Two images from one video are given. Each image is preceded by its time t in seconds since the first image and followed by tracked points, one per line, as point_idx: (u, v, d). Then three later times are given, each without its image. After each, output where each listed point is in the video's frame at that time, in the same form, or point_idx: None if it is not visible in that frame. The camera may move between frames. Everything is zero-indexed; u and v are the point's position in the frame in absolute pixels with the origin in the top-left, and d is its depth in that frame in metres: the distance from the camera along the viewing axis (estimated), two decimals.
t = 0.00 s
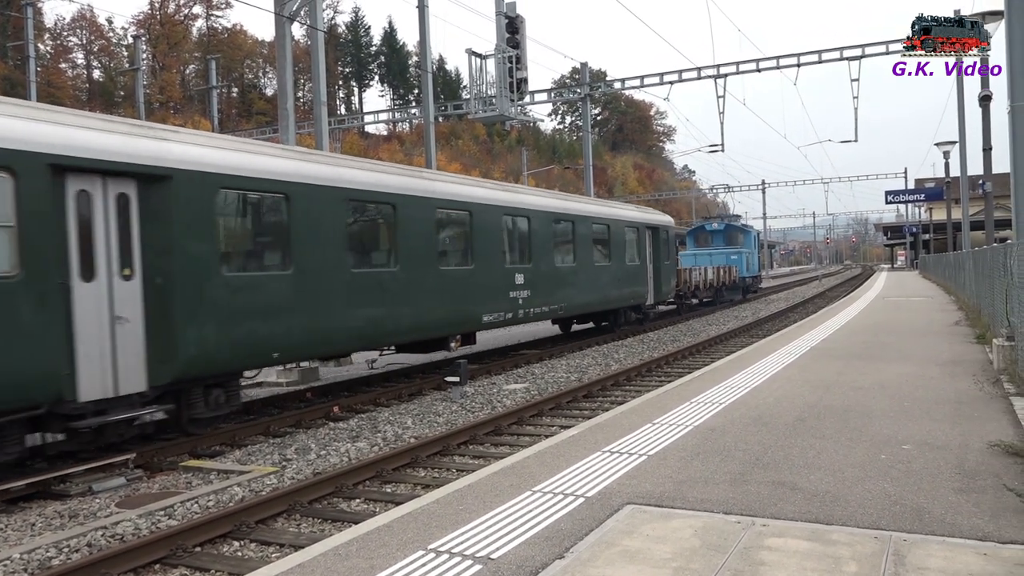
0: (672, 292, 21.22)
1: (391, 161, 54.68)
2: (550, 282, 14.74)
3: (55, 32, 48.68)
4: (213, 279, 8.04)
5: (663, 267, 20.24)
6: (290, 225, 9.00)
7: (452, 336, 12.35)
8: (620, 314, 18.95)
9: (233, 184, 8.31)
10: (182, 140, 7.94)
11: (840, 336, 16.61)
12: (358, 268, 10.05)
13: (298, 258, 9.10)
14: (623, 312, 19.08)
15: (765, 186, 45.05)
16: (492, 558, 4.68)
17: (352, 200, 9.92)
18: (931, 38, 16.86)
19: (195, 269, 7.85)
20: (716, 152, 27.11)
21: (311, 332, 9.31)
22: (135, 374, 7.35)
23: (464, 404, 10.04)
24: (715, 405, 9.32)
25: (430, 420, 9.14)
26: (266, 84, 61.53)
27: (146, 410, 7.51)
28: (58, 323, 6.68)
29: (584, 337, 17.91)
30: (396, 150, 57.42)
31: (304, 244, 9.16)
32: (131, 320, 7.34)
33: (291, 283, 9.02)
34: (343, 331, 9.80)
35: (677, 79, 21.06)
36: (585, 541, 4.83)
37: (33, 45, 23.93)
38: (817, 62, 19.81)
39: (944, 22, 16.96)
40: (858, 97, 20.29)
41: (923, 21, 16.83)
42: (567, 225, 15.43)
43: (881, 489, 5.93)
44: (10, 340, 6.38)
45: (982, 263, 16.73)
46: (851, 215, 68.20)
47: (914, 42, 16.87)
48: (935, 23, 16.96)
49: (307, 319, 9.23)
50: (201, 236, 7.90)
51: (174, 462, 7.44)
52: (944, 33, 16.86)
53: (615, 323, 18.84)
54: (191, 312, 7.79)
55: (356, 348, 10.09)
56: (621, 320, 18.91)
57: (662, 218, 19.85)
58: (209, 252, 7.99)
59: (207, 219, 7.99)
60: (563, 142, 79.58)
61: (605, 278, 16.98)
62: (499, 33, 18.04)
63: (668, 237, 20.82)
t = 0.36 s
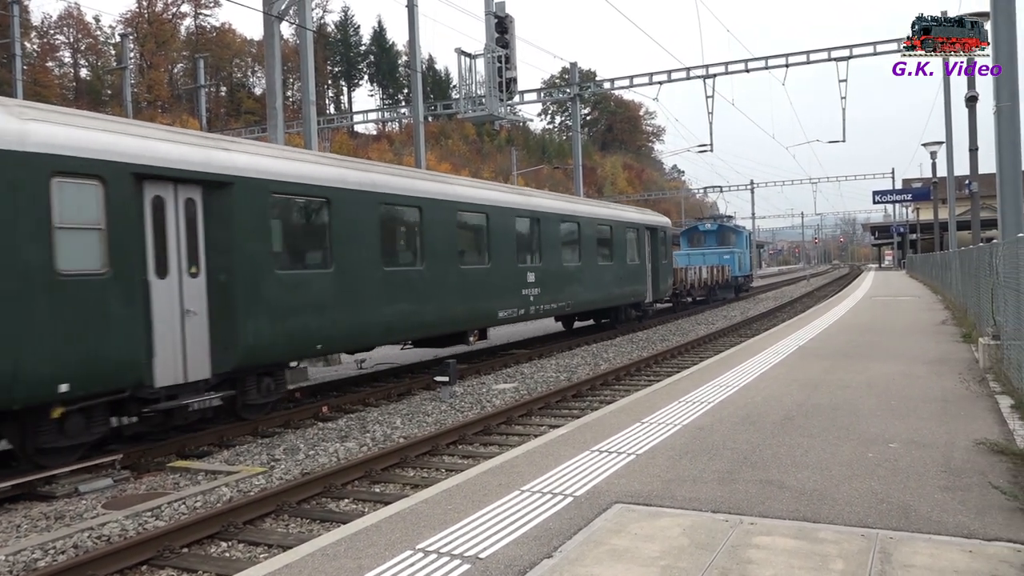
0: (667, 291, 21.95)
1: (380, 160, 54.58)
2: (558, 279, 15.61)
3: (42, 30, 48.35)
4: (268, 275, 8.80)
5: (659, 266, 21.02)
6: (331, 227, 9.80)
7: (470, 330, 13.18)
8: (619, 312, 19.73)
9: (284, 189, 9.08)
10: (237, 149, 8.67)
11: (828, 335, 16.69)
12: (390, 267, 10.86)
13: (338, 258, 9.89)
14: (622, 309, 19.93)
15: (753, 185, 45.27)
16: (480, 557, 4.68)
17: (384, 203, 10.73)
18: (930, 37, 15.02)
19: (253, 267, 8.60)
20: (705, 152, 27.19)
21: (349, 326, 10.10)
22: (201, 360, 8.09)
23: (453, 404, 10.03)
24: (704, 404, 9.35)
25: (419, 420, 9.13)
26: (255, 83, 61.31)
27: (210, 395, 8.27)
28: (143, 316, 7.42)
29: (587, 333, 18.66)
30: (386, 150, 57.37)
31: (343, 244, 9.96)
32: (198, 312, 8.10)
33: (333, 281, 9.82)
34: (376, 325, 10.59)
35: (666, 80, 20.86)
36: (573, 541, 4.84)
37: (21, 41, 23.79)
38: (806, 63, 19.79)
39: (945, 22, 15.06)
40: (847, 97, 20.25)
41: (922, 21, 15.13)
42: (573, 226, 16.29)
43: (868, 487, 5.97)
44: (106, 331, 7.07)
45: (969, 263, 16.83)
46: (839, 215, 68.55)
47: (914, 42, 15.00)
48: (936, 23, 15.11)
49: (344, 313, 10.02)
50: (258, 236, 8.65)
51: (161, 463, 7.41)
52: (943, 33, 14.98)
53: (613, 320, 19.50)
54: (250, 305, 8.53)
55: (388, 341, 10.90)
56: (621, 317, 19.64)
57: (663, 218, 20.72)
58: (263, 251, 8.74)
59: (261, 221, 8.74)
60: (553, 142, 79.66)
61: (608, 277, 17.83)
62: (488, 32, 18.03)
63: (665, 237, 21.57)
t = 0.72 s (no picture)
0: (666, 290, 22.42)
1: (369, 161, 54.48)
2: (566, 278, 16.29)
3: (29, 30, 48.06)
4: (313, 273, 9.49)
5: (660, 265, 21.58)
6: (365, 228, 10.48)
7: (486, 326, 13.88)
8: (620, 309, 20.28)
9: (325, 194, 9.76)
10: (286, 158, 9.35)
11: (817, 333, 16.74)
12: (416, 266, 11.55)
13: (370, 257, 10.58)
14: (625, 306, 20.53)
15: (744, 184, 45.37)
16: (472, 557, 4.68)
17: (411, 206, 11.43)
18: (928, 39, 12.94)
19: (301, 266, 9.30)
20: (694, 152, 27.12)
21: (380, 322, 10.79)
22: (256, 351, 8.81)
23: (445, 404, 10.03)
24: (694, 403, 9.38)
25: (410, 420, 9.12)
26: (244, 83, 61.08)
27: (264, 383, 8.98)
28: (209, 311, 8.15)
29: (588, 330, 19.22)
30: (375, 150, 57.25)
31: (375, 245, 10.65)
32: (253, 308, 8.83)
33: (366, 279, 10.50)
34: (403, 320, 11.25)
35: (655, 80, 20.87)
36: (565, 540, 4.85)
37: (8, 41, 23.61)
38: (795, 63, 19.91)
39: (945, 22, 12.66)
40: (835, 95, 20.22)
41: (924, 20, 13.45)
42: (580, 228, 16.97)
43: (858, 484, 6.00)
44: (179, 325, 7.81)
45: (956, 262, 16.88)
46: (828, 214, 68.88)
47: (914, 42, 13.47)
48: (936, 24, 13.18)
49: (375, 307, 10.68)
50: (304, 238, 9.34)
51: (151, 465, 7.38)
52: (945, 34, 12.54)
53: (614, 318, 19.96)
54: (298, 301, 9.22)
55: (415, 336, 11.60)
56: (624, 313, 20.18)
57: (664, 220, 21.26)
58: (309, 252, 9.43)
59: (307, 223, 9.43)
60: (543, 142, 79.70)
61: (612, 275, 18.49)
62: (478, 32, 17.99)
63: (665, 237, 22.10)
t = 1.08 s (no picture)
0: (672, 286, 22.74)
1: (366, 158, 54.46)
2: (579, 275, 16.85)
3: (25, 29, 48.08)
4: (356, 268, 10.13)
5: (666, 261, 22.02)
6: (399, 227, 11.11)
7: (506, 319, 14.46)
8: (629, 304, 20.74)
9: (366, 196, 10.42)
10: (332, 162, 10.02)
11: (816, 329, 16.75)
12: (445, 262, 12.19)
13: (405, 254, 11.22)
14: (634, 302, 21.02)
15: (742, 181, 45.37)
16: (471, 554, 4.68)
17: (440, 206, 12.06)
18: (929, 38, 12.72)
19: (347, 263, 9.96)
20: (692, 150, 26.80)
21: (414, 314, 11.43)
22: (308, 340, 9.55)
23: (443, 402, 10.02)
24: (693, 399, 9.39)
25: (409, 417, 9.11)
26: (241, 81, 61.06)
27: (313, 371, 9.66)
28: (269, 304, 8.87)
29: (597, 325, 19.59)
30: (372, 148, 57.22)
31: (409, 243, 11.30)
32: (305, 301, 9.54)
33: (401, 275, 11.13)
34: (433, 312, 11.86)
35: (653, 75, 20.48)
36: (564, 536, 4.85)
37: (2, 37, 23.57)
38: (792, 60, 20.01)
39: (946, 22, 12.48)
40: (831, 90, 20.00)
41: (924, 22, 13.78)
42: (592, 226, 17.53)
43: (857, 480, 6.01)
44: (246, 316, 8.51)
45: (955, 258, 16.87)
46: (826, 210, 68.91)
47: (915, 42, 13.64)
48: (935, 23, 13.17)
49: (409, 300, 11.30)
50: (349, 236, 10.00)
51: (150, 463, 7.37)
52: (946, 33, 12.44)
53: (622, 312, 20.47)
54: (344, 293, 9.88)
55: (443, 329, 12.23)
56: (632, 308, 20.61)
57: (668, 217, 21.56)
58: (353, 250, 10.09)
59: (351, 222, 10.08)
60: (541, 139, 79.69)
61: (623, 272, 19.06)
62: (476, 29, 18.00)
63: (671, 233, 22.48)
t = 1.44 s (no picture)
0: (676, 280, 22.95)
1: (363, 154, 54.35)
2: (590, 268, 17.30)
3: (20, 26, 47.93)
4: (394, 263, 10.92)
5: (672, 254, 22.33)
6: (426, 224, 11.81)
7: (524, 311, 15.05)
8: (638, 296, 21.14)
9: (399, 195, 11.14)
10: (370, 165, 10.74)
11: (813, 323, 16.75)
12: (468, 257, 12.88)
13: (433, 250, 11.93)
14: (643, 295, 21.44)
15: (739, 175, 45.34)
16: (469, 549, 4.68)
17: (463, 205, 12.75)
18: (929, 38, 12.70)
19: (382, 258, 10.70)
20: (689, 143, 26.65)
21: (441, 306, 12.14)
22: (350, 330, 10.33)
23: (442, 397, 10.02)
24: (692, 392, 9.41)
25: (408, 413, 9.13)
26: (237, 78, 60.87)
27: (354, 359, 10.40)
28: (319, 297, 9.64)
29: (605, 317, 20.03)
30: (369, 144, 57.09)
31: (436, 239, 12.01)
32: (348, 294, 10.31)
33: (429, 269, 11.83)
34: (458, 304, 12.60)
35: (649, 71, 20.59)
36: (562, 531, 4.86)
37: None
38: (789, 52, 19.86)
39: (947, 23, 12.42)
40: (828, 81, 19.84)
41: (923, 21, 13.73)
42: (601, 221, 17.91)
43: (855, 472, 6.02)
44: (300, 308, 9.26)
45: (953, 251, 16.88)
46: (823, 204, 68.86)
47: (914, 42, 13.66)
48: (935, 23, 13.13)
49: (437, 293, 12.03)
50: (386, 234, 10.75)
51: (149, 460, 7.36)
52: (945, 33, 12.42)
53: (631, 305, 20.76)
54: (382, 287, 10.64)
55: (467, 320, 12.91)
56: (639, 301, 20.96)
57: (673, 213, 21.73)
58: (388, 246, 10.82)
59: (388, 221, 10.86)
60: (538, 134, 79.58)
61: (635, 266, 19.60)
62: (471, 24, 17.88)
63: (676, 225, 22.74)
